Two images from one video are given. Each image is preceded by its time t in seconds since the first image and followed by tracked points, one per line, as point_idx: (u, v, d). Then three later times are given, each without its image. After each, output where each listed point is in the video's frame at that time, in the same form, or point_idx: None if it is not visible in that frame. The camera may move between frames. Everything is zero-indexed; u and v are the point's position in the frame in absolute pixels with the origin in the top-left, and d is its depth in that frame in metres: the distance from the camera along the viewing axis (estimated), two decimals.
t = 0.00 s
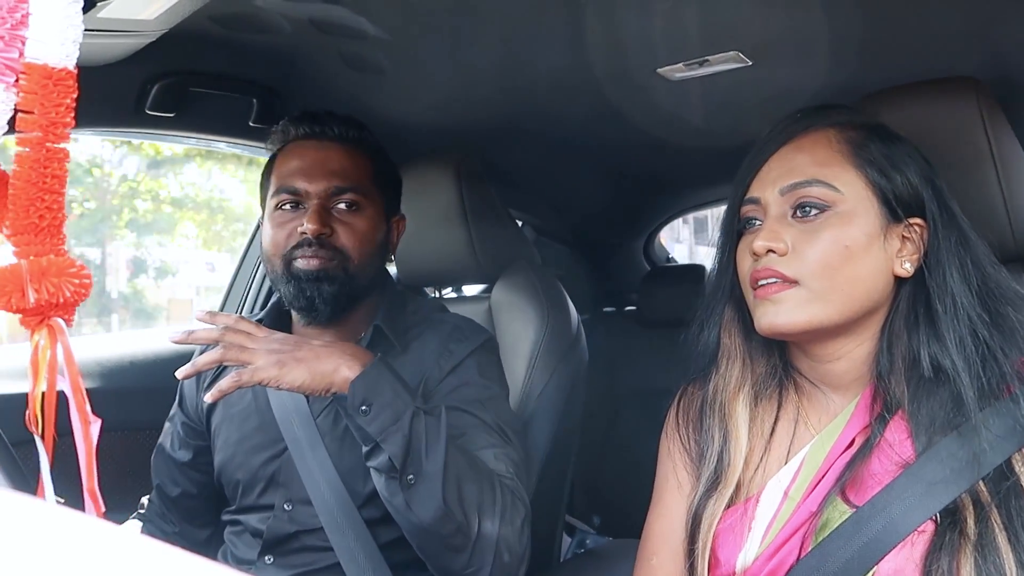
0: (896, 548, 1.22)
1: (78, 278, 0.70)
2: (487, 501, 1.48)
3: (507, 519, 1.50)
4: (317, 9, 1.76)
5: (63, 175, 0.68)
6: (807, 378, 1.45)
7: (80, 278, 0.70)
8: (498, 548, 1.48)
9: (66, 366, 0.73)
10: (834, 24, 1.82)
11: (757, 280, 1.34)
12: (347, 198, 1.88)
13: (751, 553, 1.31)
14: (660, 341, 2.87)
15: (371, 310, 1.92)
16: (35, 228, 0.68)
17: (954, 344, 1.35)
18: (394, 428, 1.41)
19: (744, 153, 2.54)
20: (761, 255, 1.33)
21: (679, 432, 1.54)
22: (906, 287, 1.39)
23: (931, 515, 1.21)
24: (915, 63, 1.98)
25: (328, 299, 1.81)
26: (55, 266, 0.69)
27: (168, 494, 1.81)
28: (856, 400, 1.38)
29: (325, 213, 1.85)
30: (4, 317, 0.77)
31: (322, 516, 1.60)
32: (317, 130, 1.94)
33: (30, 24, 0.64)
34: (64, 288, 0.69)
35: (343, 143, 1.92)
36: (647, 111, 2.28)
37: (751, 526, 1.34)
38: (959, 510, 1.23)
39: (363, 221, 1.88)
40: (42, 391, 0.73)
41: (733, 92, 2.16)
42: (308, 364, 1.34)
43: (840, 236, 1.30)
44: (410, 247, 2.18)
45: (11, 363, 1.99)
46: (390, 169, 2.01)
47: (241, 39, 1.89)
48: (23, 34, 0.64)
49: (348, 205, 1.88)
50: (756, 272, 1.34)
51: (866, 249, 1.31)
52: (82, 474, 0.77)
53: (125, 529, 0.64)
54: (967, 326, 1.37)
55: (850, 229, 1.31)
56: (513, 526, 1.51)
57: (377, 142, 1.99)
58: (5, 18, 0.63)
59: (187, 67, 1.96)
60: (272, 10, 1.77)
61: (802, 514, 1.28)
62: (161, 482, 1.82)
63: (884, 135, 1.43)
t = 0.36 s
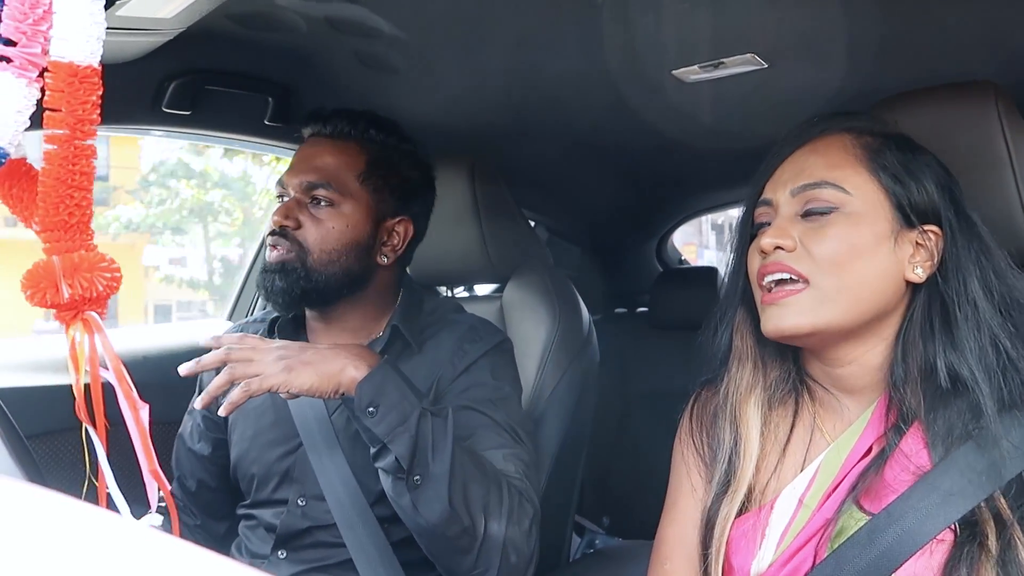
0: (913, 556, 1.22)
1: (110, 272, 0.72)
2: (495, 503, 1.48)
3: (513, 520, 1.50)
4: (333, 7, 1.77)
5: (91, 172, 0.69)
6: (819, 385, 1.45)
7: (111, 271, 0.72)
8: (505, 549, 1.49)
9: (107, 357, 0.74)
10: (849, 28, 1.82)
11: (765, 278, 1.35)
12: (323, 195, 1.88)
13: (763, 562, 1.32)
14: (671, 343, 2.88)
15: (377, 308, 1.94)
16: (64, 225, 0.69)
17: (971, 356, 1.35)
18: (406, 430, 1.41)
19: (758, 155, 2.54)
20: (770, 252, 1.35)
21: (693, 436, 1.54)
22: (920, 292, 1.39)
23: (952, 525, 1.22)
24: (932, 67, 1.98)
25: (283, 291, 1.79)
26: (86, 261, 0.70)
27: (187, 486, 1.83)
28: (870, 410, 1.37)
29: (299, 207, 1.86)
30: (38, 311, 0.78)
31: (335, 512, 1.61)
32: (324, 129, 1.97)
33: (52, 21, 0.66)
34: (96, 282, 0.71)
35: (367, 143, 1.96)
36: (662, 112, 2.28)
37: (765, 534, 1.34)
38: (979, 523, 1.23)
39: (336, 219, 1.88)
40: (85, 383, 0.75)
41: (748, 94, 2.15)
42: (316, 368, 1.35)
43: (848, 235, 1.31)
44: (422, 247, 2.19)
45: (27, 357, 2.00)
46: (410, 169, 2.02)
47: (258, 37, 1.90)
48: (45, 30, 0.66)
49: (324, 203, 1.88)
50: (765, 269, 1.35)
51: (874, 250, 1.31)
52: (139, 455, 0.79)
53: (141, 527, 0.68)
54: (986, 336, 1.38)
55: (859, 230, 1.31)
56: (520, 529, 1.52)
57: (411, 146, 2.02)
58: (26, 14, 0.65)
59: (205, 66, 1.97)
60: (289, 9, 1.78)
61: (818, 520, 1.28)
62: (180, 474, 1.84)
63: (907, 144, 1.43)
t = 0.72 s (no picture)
0: (931, 561, 1.22)
1: (100, 275, 0.71)
2: (502, 508, 1.46)
3: (520, 524, 1.49)
4: (339, 11, 1.77)
5: (89, 174, 0.68)
6: (827, 387, 1.43)
7: (101, 275, 0.71)
8: (512, 553, 1.47)
9: (90, 363, 0.73)
10: (859, 30, 1.81)
11: (749, 285, 1.36)
12: (339, 199, 1.88)
13: (776, 568, 1.31)
14: (679, 346, 2.87)
15: (388, 312, 1.93)
16: (59, 226, 0.68)
17: (964, 366, 1.33)
18: (406, 438, 1.39)
19: (766, 158, 2.53)
20: (753, 260, 1.36)
21: (705, 438, 1.51)
22: (920, 302, 1.34)
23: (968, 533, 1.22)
24: (942, 69, 1.96)
25: (301, 296, 1.78)
26: (77, 263, 0.70)
27: (197, 489, 1.82)
28: (878, 426, 1.36)
29: (316, 209, 1.87)
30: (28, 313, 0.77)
31: (344, 514, 1.60)
32: (343, 132, 1.96)
33: (59, 24, 0.66)
34: (86, 285, 0.70)
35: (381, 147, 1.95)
36: (670, 115, 2.27)
37: (776, 540, 1.33)
38: (997, 550, 1.21)
39: (354, 223, 1.88)
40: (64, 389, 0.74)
41: (756, 96, 2.14)
42: (319, 366, 1.39)
43: (824, 243, 1.29)
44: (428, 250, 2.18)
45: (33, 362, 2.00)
46: (428, 178, 2.01)
47: (265, 40, 1.90)
48: (54, 33, 0.66)
49: (341, 206, 1.88)
50: (749, 276, 1.36)
51: (852, 257, 1.29)
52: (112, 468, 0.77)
53: (153, 533, 0.64)
54: (986, 347, 1.34)
55: (838, 237, 1.30)
56: (528, 533, 1.50)
57: (428, 153, 2.00)
58: (34, 17, 0.65)
59: (212, 69, 1.97)
60: (296, 12, 1.77)
61: (831, 531, 1.28)
62: (191, 477, 1.83)
63: (928, 141, 1.40)
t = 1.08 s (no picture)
0: (927, 557, 1.23)
1: (117, 274, 0.72)
2: (498, 507, 1.47)
3: (518, 522, 1.49)
4: (338, 9, 1.78)
5: (100, 173, 0.69)
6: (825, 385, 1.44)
7: (119, 273, 0.72)
8: (510, 551, 1.48)
9: (113, 358, 0.74)
10: (857, 28, 1.81)
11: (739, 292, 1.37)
12: (342, 195, 1.89)
13: (773, 565, 1.33)
14: (678, 343, 2.88)
15: (388, 310, 1.94)
16: (73, 226, 0.69)
17: (956, 361, 1.35)
18: (399, 443, 1.40)
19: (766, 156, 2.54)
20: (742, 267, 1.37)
21: (703, 438, 1.52)
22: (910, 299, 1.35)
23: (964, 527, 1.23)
24: (940, 66, 1.97)
25: (306, 292, 1.80)
26: (94, 262, 0.70)
27: (196, 488, 1.83)
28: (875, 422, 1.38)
29: (318, 206, 1.87)
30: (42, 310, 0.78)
31: (342, 513, 1.61)
32: (344, 130, 1.97)
33: (61, 23, 0.66)
34: (104, 283, 0.71)
35: (382, 143, 1.96)
36: (669, 113, 2.28)
37: (774, 536, 1.34)
38: (992, 539, 1.23)
39: (357, 220, 1.89)
40: (90, 384, 0.75)
41: (754, 94, 2.15)
42: (312, 362, 1.41)
43: (809, 246, 1.30)
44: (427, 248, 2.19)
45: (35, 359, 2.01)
46: (426, 172, 2.02)
47: (266, 38, 1.90)
48: (55, 32, 0.66)
49: (344, 203, 1.89)
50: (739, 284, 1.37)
51: (837, 259, 1.29)
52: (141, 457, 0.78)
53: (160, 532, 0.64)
54: (974, 341, 1.35)
55: (822, 240, 1.31)
56: (526, 531, 1.51)
57: (428, 150, 2.02)
58: (35, 17, 0.65)
59: (212, 67, 1.97)
60: (296, 10, 1.78)
61: (829, 527, 1.30)
62: (190, 476, 1.84)
63: (911, 138, 1.41)
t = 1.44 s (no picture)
0: (923, 552, 1.24)
1: (105, 266, 0.71)
2: (493, 499, 1.46)
3: (514, 515, 1.49)
4: None
5: (90, 163, 0.68)
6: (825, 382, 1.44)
7: (107, 266, 0.72)
8: (506, 544, 1.48)
9: (96, 353, 0.73)
10: (855, 22, 1.81)
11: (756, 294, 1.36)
12: (337, 184, 1.88)
13: (769, 561, 1.32)
14: (674, 336, 2.88)
15: (385, 299, 1.94)
16: (61, 217, 0.68)
17: (965, 354, 1.33)
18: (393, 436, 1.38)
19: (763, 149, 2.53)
20: (756, 269, 1.36)
21: (701, 435, 1.53)
22: (920, 293, 1.35)
23: (958, 524, 1.23)
24: (937, 61, 1.97)
25: (300, 281, 1.79)
26: (82, 254, 0.69)
27: (193, 481, 1.82)
28: (878, 411, 1.37)
29: (313, 196, 1.87)
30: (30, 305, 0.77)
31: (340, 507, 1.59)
32: (337, 121, 1.96)
33: (54, 13, 0.65)
34: (91, 276, 0.70)
35: (377, 136, 1.95)
36: (666, 106, 2.27)
37: (771, 533, 1.34)
38: (988, 528, 1.24)
39: (352, 208, 1.89)
40: (73, 378, 0.74)
41: (751, 87, 2.14)
42: (309, 354, 1.40)
43: (827, 243, 1.29)
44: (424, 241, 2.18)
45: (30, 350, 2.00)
46: (419, 163, 2.02)
47: (261, 30, 1.89)
48: (49, 22, 0.65)
49: (339, 192, 1.88)
50: (755, 285, 1.36)
51: (857, 255, 1.29)
52: (122, 458, 0.78)
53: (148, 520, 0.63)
54: (980, 333, 1.34)
55: (840, 237, 1.30)
56: (521, 523, 1.50)
57: (423, 142, 2.02)
58: (30, 6, 0.64)
59: (207, 59, 1.96)
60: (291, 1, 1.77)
61: (825, 522, 1.29)
62: (186, 469, 1.84)
63: (907, 129, 1.41)
